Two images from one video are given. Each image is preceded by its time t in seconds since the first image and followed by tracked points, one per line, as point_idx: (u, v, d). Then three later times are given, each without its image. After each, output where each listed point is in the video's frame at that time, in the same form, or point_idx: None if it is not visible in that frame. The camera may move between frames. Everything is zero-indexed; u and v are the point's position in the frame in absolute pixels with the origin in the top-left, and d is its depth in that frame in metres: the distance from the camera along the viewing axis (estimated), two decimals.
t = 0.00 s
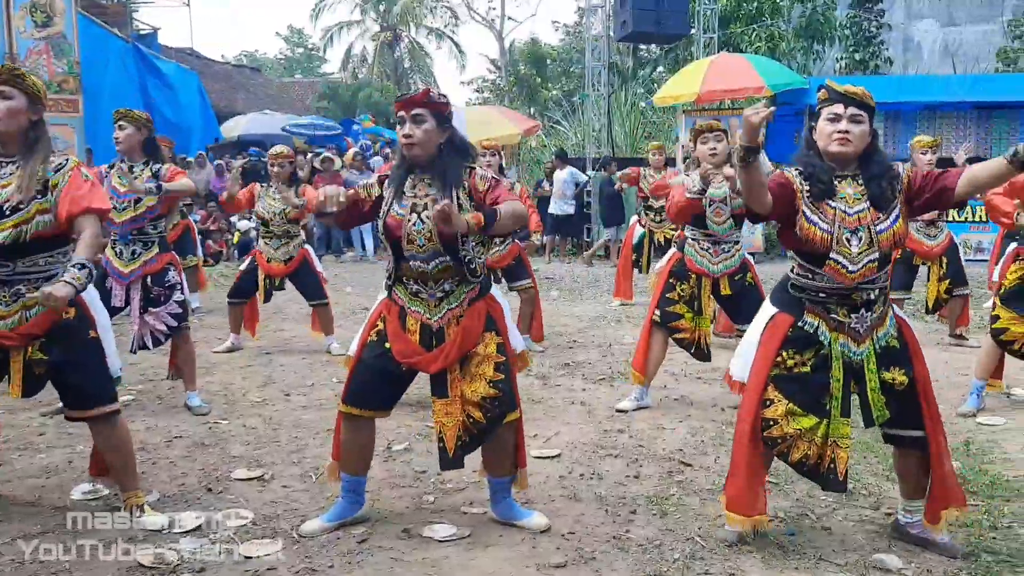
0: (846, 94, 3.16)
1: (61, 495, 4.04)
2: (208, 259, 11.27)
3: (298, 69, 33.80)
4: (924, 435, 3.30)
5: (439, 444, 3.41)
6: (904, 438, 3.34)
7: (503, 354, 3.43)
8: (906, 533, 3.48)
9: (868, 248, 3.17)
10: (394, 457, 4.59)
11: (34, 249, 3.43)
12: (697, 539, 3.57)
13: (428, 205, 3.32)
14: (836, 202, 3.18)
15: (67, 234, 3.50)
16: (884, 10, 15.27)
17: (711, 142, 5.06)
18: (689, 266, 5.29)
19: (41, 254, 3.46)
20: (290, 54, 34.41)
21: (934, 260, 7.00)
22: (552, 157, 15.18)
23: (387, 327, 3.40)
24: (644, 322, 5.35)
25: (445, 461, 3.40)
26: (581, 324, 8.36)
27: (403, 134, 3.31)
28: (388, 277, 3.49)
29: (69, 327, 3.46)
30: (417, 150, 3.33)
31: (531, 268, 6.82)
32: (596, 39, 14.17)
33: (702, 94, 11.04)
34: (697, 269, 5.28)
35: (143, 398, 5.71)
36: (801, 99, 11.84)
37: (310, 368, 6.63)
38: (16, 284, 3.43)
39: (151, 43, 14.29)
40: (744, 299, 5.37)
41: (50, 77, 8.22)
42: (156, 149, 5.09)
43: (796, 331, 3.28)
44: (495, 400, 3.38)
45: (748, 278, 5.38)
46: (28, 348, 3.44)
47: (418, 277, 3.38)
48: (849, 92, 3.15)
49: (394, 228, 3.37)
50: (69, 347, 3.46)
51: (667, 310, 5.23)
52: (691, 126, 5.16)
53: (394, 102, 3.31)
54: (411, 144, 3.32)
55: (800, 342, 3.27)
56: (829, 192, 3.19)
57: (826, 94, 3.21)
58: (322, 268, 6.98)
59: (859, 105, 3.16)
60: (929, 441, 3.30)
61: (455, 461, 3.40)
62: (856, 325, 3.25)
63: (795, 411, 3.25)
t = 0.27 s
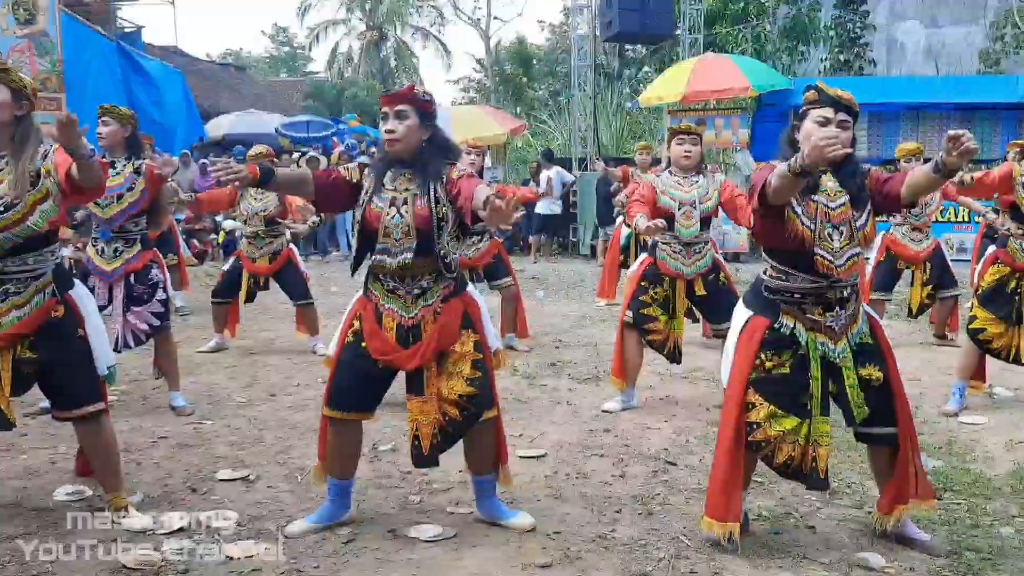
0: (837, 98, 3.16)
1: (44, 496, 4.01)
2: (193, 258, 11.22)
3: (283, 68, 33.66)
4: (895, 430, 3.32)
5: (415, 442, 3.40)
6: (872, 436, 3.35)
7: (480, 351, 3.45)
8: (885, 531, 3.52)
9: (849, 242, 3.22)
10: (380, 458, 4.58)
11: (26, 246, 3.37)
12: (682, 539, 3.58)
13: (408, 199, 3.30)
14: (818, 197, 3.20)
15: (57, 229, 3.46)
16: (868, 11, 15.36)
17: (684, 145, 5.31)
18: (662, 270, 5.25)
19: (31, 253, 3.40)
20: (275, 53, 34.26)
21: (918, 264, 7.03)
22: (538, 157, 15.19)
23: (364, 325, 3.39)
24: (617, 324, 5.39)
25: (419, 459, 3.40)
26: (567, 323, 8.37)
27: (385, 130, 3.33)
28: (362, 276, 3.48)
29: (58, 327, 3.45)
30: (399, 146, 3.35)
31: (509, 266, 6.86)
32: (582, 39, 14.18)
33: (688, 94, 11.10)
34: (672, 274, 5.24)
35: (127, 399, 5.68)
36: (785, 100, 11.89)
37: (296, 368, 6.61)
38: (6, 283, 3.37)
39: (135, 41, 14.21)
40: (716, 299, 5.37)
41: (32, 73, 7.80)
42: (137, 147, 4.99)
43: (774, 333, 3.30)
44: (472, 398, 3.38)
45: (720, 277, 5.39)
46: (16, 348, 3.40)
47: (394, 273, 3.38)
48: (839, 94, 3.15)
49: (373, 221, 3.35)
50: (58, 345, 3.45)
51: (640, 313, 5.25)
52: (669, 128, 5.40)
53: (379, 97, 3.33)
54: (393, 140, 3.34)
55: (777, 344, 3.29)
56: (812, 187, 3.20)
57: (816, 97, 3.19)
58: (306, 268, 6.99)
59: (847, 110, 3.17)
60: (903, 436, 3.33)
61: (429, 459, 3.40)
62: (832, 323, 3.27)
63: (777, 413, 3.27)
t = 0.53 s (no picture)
0: (818, 100, 3.21)
1: (27, 497, 3.98)
2: (178, 257, 11.17)
3: (269, 67, 33.52)
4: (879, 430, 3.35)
5: (400, 441, 3.40)
6: (858, 434, 3.40)
7: (466, 352, 3.44)
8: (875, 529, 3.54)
9: (820, 248, 3.20)
10: (367, 457, 4.57)
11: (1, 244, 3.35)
12: (669, 537, 3.59)
13: (397, 194, 3.29)
14: (795, 201, 3.19)
15: (31, 228, 3.43)
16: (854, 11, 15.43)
17: (661, 148, 5.08)
18: (635, 274, 5.29)
19: (7, 252, 3.38)
20: (261, 51, 34.12)
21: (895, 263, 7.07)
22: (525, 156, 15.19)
23: (350, 323, 3.39)
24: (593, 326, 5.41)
25: (404, 458, 3.40)
26: (554, 323, 8.38)
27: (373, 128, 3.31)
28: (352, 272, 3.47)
29: (35, 327, 3.41)
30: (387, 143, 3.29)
31: (505, 268, 6.83)
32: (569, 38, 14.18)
33: (675, 94, 11.14)
34: (644, 277, 5.28)
35: (112, 399, 5.65)
36: (771, 99, 11.91)
37: (282, 368, 6.58)
38: None
39: (120, 39, 14.13)
40: (691, 298, 5.43)
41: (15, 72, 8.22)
42: (118, 147, 4.85)
43: (757, 333, 3.31)
44: (458, 398, 3.38)
45: (692, 276, 5.43)
46: None
47: (383, 270, 3.38)
48: (820, 98, 3.22)
49: (364, 216, 3.32)
50: (35, 345, 3.41)
51: (615, 315, 5.28)
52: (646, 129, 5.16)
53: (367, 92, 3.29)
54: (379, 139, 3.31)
55: (759, 343, 3.30)
56: (789, 189, 3.19)
57: (797, 98, 3.24)
58: (292, 265, 6.95)
59: (828, 111, 3.22)
60: (889, 435, 3.35)
61: (414, 459, 3.40)
62: (815, 323, 3.28)
63: (759, 411, 3.28)
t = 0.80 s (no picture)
0: (801, 103, 3.22)
1: (9, 498, 3.95)
2: (163, 256, 11.10)
3: (255, 65, 33.35)
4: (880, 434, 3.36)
5: (382, 441, 3.38)
6: (866, 435, 3.40)
7: (449, 350, 3.44)
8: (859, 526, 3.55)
9: (836, 249, 3.21)
10: (353, 457, 4.55)
11: None
12: (655, 536, 3.59)
13: (379, 194, 3.29)
14: (803, 206, 3.22)
15: (23, 226, 3.40)
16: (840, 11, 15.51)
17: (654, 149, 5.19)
18: (628, 273, 5.26)
19: None
20: (247, 49, 33.95)
21: (888, 260, 7.16)
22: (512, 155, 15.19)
23: (332, 324, 3.37)
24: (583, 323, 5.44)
25: (385, 458, 3.38)
26: (541, 322, 8.38)
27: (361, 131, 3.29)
28: (332, 272, 3.46)
29: (23, 325, 3.38)
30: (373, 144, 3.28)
31: (483, 266, 6.84)
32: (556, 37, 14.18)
33: (662, 93, 11.12)
34: (637, 276, 5.24)
35: (95, 399, 5.61)
36: (757, 99, 11.96)
37: (268, 367, 6.55)
38: None
39: (104, 36, 14.03)
40: (684, 300, 5.32)
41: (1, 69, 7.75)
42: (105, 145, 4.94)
43: (761, 328, 3.32)
44: (439, 398, 3.38)
45: (686, 276, 5.33)
46: None
47: (363, 270, 3.37)
48: (804, 101, 3.22)
49: (345, 217, 3.33)
50: (21, 344, 3.37)
51: (606, 313, 5.31)
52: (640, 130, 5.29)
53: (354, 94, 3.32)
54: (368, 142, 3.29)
55: (763, 340, 3.31)
56: (795, 197, 3.23)
57: (781, 104, 3.26)
58: (277, 263, 6.93)
59: (816, 112, 3.22)
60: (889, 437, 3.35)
61: (395, 459, 3.38)
62: (820, 323, 3.30)
63: (758, 407, 3.29)
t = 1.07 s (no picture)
0: (791, 93, 3.21)
1: None
2: (149, 254, 11.04)
3: (241, 61, 33.22)
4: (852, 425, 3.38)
5: (381, 442, 3.37)
6: (829, 430, 3.40)
7: (446, 349, 3.42)
8: (847, 522, 3.56)
9: (804, 243, 3.23)
10: (340, 455, 4.54)
11: None
12: (642, 533, 3.60)
13: (375, 193, 3.27)
14: (776, 196, 3.23)
15: None
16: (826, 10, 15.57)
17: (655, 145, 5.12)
18: (632, 266, 5.30)
19: None
20: (233, 46, 33.80)
21: (872, 255, 7.19)
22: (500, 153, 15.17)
23: (328, 320, 3.37)
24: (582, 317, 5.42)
25: (384, 458, 3.37)
26: (529, 319, 8.38)
27: (353, 126, 3.27)
28: (328, 270, 3.46)
29: (6, 318, 3.34)
30: (367, 141, 3.29)
31: (472, 263, 6.81)
32: (544, 34, 14.17)
33: (650, 91, 11.11)
34: (642, 270, 5.29)
35: (80, 397, 5.57)
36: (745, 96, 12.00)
37: (255, 365, 6.52)
38: None
39: (90, 33, 13.95)
40: (683, 297, 5.45)
41: None
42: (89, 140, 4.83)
43: (734, 326, 3.33)
44: (438, 397, 3.36)
45: (687, 274, 5.47)
46: None
47: (362, 269, 3.37)
48: (792, 91, 3.21)
49: (339, 216, 3.29)
50: (6, 339, 3.33)
51: (608, 307, 5.28)
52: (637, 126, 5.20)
53: (341, 92, 3.27)
54: (360, 136, 3.28)
55: (736, 337, 3.32)
56: (768, 185, 3.23)
57: (772, 94, 3.26)
58: (265, 261, 6.92)
59: (804, 103, 3.22)
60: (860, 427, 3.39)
61: (394, 459, 3.37)
62: (792, 318, 3.31)
63: (734, 406, 3.30)
